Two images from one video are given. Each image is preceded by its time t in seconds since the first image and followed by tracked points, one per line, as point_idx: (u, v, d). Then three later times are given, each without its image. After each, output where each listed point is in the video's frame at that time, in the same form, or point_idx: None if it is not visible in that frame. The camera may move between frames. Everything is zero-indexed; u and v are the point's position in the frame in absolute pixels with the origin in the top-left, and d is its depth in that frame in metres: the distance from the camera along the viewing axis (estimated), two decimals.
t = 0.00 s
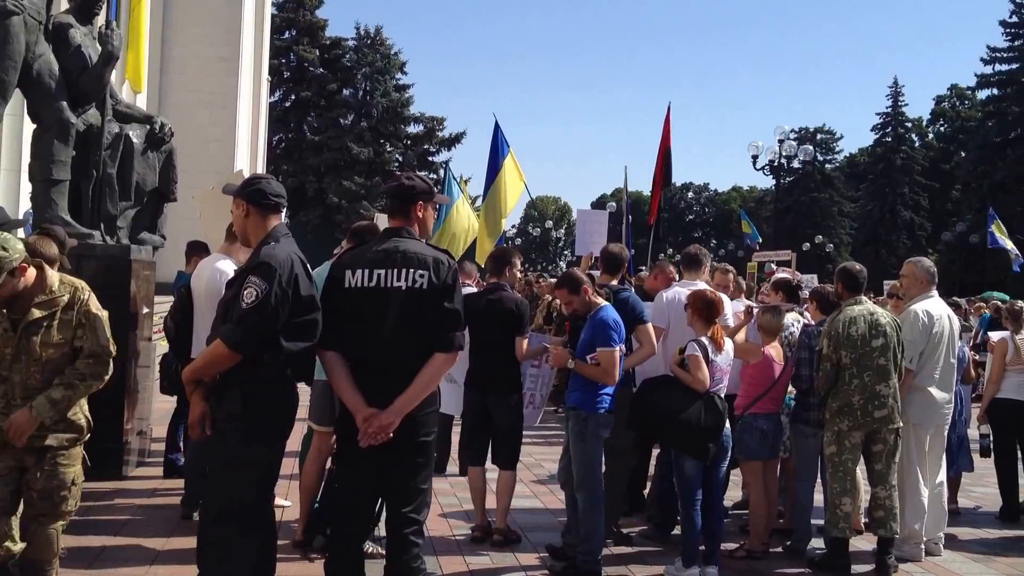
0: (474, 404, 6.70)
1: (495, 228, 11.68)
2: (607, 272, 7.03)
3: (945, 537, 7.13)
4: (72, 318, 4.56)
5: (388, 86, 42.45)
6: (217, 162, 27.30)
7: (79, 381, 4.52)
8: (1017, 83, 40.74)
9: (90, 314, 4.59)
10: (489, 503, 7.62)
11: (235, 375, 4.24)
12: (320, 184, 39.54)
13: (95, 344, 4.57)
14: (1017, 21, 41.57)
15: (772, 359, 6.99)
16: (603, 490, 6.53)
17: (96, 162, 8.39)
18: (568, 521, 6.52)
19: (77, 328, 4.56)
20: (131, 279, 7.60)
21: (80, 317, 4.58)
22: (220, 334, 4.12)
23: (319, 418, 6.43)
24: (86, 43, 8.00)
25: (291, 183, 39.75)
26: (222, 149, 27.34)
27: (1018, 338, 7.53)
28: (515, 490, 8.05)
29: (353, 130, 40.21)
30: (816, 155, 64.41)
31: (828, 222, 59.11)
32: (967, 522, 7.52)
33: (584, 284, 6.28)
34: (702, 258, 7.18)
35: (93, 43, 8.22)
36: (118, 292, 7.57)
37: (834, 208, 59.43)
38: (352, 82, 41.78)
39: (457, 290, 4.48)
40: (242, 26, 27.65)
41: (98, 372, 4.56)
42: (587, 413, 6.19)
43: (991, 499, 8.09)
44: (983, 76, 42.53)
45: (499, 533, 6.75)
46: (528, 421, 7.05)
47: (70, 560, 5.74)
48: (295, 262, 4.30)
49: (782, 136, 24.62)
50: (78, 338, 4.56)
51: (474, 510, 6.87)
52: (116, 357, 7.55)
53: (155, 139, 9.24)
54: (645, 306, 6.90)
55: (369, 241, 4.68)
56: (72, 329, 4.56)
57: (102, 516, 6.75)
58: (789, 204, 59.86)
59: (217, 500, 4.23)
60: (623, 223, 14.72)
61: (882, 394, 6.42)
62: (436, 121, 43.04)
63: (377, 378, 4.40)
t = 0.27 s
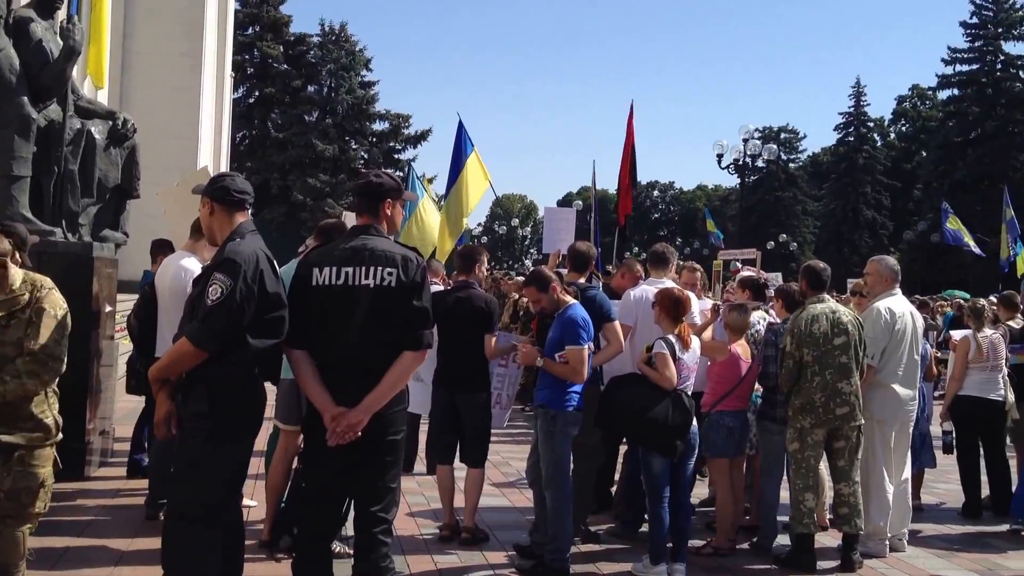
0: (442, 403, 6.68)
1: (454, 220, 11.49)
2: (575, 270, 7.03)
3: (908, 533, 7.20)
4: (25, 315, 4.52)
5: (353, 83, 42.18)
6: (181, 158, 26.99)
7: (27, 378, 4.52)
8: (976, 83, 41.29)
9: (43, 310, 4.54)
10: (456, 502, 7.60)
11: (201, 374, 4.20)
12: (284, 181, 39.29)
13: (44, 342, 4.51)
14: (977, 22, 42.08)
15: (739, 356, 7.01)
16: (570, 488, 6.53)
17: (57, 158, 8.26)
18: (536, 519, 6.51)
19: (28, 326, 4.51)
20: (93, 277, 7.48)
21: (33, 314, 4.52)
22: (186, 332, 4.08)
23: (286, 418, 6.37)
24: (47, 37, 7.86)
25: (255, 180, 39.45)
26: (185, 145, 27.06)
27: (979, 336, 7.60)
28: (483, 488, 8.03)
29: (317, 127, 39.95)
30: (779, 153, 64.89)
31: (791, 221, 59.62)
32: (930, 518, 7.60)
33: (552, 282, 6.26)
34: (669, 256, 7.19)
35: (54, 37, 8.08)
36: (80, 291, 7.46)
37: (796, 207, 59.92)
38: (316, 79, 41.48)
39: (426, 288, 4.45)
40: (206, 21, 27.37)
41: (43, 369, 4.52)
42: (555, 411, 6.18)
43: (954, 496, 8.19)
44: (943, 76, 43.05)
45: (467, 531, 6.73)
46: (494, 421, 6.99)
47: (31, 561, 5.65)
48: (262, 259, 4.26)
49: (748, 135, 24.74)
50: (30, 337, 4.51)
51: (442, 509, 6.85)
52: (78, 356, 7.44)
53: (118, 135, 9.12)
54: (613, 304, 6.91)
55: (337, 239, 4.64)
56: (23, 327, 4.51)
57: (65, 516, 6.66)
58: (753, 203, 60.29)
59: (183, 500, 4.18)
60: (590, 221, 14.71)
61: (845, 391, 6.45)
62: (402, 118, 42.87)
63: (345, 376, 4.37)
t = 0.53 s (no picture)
0: (410, 401, 6.66)
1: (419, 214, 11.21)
2: (542, 268, 7.03)
3: (873, 528, 7.28)
4: None
5: (319, 80, 41.93)
6: (145, 155, 26.71)
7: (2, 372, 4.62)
8: (940, 83, 41.79)
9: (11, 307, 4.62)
10: (425, 500, 7.59)
11: (165, 373, 4.17)
12: (250, 179, 39.05)
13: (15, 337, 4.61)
14: (940, 22, 42.56)
15: (706, 354, 7.06)
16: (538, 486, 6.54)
17: (20, 155, 8.14)
18: (505, 517, 6.51)
19: None
20: (56, 275, 7.39)
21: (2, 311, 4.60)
22: (148, 330, 4.05)
23: (253, 416, 6.33)
24: (9, 32, 7.74)
25: (220, 178, 39.17)
26: (151, 143, 26.80)
27: (943, 333, 7.69)
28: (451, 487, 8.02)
29: (283, 124, 39.70)
30: (745, 152, 65.34)
31: (757, 219, 60.07)
32: (894, 513, 7.69)
33: (521, 280, 6.26)
34: (637, 254, 7.21)
35: (16, 31, 7.96)
36: (44, 288, 7.36)
37: (762, 205, 60.39)
38: (282, 76, 41.18)
39: (395, 286, 4.39)
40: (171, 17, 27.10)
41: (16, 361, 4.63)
42: (524, 409, 6.18)
43: (918, 492, 8.29)
44: (906, 75, 43.54)
45: (435, 529, 6.72)
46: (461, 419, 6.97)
47: None
48: (226, 257, 4.23)
49: (714, 134, 24.90)
50: None
51: (410, 507, 6.83)
52: (42, 356, 7.34)
53: (81, 132, 9.01)
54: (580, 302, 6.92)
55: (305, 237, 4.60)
56: None
57: (29, 517, 6.58)
58: (719, 202, 60.65)
59: (147, 500, 4.14)
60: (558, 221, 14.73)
61: (805, 387, 6.50)
62: (369, 115, 42.69)
63: (313, 375, 4.30)
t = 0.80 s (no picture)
0: (380, 398, 6.65)
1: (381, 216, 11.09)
2: (510, 266, 7.03)
3: (839, 523, 7.36)
4: None
5: (287, 78, 41.69)
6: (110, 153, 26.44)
7: None
8: (905, 82, 42.19)
9: None
10: (393, 498, 7.57)
11: (131, 371, 4.14)
12: (217, 177, 38.87)
13: None
14: (905, 21, 42.91)
15: (673, 351, 7.10)
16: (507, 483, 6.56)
17: None
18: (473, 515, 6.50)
19: None
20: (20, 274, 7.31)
21: None
22: (113, 328, 4.02)
23: (220, 414, 6.30)
24: None
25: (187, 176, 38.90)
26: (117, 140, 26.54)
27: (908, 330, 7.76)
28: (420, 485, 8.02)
29: (251, 122, 39.46)
30: (713, 151, 65.71)
31: (724, 217, 60.44)
32: (859, 509, 7.78)
33: (490, 278, 6.26)
34: (606, 252, 7.23)
35: None
36: (7, 288, 7.28)
37: (730, 204, 60.78)
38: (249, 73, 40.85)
39: (364, 284, 4.37)
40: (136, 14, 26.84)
41: None
42: (492, 406, 6.18)
43: (882, 487, 8.38)
44: (872, 74, 43.94)
45: (404, 526, 6.73)
46: (430, 417, 6.93)
47: None
48: (191, 254, 4.21)
49: (682, 132, 25.02)
50: None
51: (379, 505, 6.81)
52: (5, 356, 7.26)
53: (46, 129, 8.91)
54: (549, 299, 6.93)
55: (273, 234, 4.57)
56: None
57: None
58: (687, 200, 60.95)
59: (113, 499, 4.12)
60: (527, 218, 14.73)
61: (765, 384, 6.54)
62: (337, 113, 42.52)
63: (282, 373, 4.25)
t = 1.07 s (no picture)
0: (350, 397, 6.65)
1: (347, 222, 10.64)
2: (480, 263, 7.03)
3: (806, 519, 7.43)
4: None
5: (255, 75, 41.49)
6: (76, 150, 26.19)
7: None
8: (872, 81, 42.10)
9: None
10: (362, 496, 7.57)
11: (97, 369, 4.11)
12: (184, 174, 38.68)
13: None
14: (872, 20, 43.06)
15: (642, 349, 7.12)
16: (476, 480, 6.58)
17: None
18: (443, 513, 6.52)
19: None
20: None
21: None
22: (79, 326, 3.99)
23: (189, 414, 6.27)
24: None
25: (154, 173, 38.65)
26: (83, 138, 26.28)
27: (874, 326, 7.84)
28: (390, 483, 8.02)
29: (219, 119, 39.24)
30: (682, 149, 65.97)
31: (693, 215, 60.75)
32: (826, 504, 7.85)
33: (458, 276, 6.28)
34: (575, 250, 7.23)
35: None
36: None
37: (699, 202, 61.08)
38: (217, 69, 40.61)
39: (332, 282, 4.35)
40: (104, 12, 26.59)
41: None
42: (461, 405, 6.19)
43: (848, 482, 8.48)
44: (839, 73, 44.26)
45: (374, 524, 6.74)
46: (400, 416, 6.94)
47: None
48: (158, 252, 4.18)
49: (651, 130, 25.09)
50: None
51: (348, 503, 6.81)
52: None
53: (12, 126, 8.80)
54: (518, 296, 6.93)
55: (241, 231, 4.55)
56: None
57: None
58: (656, 198, 61.19)
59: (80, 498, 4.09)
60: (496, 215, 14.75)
61: (728, 382, 6.59)
62: (306, 110, 42.39)
63: (250, 371, 4.23)
